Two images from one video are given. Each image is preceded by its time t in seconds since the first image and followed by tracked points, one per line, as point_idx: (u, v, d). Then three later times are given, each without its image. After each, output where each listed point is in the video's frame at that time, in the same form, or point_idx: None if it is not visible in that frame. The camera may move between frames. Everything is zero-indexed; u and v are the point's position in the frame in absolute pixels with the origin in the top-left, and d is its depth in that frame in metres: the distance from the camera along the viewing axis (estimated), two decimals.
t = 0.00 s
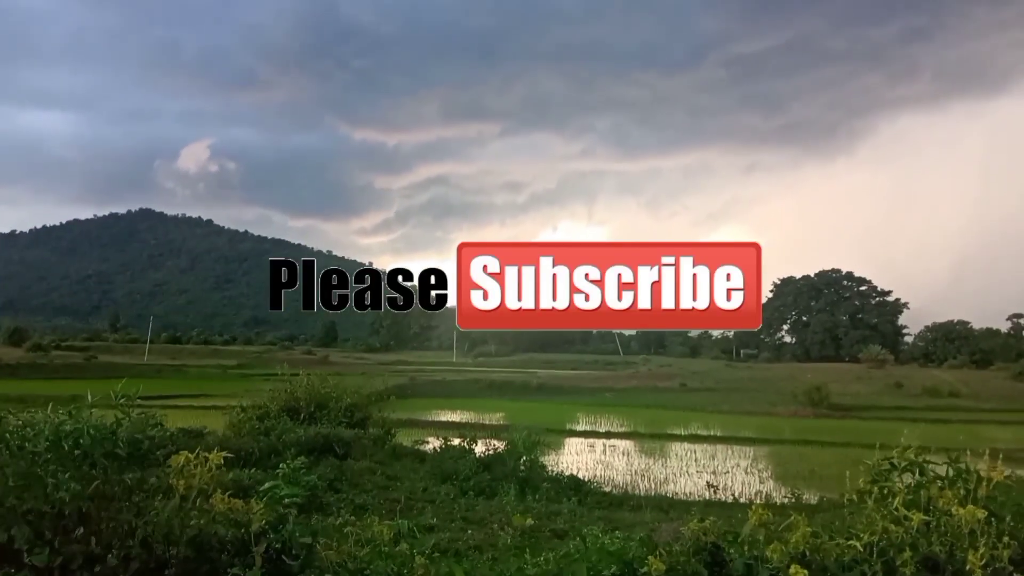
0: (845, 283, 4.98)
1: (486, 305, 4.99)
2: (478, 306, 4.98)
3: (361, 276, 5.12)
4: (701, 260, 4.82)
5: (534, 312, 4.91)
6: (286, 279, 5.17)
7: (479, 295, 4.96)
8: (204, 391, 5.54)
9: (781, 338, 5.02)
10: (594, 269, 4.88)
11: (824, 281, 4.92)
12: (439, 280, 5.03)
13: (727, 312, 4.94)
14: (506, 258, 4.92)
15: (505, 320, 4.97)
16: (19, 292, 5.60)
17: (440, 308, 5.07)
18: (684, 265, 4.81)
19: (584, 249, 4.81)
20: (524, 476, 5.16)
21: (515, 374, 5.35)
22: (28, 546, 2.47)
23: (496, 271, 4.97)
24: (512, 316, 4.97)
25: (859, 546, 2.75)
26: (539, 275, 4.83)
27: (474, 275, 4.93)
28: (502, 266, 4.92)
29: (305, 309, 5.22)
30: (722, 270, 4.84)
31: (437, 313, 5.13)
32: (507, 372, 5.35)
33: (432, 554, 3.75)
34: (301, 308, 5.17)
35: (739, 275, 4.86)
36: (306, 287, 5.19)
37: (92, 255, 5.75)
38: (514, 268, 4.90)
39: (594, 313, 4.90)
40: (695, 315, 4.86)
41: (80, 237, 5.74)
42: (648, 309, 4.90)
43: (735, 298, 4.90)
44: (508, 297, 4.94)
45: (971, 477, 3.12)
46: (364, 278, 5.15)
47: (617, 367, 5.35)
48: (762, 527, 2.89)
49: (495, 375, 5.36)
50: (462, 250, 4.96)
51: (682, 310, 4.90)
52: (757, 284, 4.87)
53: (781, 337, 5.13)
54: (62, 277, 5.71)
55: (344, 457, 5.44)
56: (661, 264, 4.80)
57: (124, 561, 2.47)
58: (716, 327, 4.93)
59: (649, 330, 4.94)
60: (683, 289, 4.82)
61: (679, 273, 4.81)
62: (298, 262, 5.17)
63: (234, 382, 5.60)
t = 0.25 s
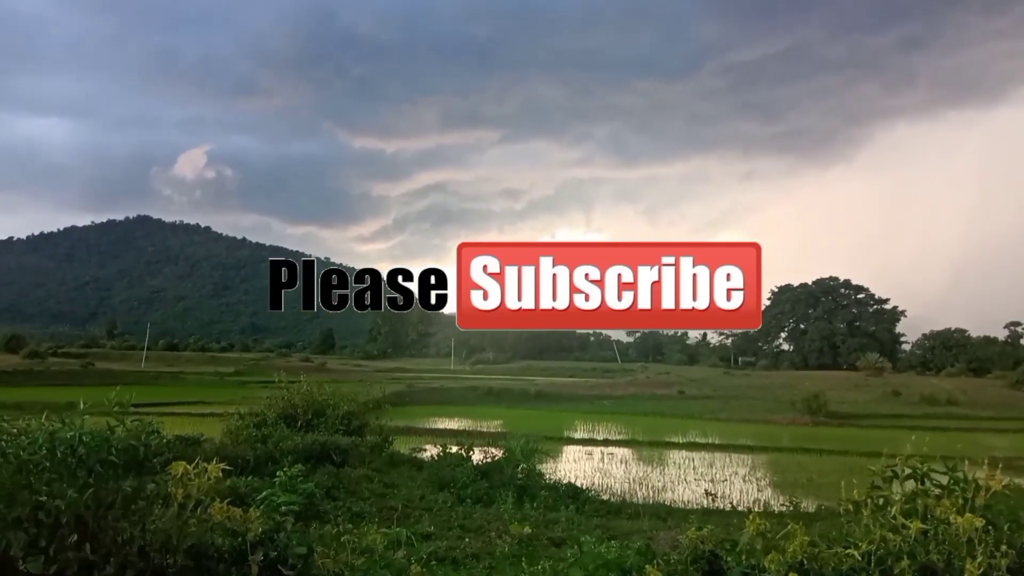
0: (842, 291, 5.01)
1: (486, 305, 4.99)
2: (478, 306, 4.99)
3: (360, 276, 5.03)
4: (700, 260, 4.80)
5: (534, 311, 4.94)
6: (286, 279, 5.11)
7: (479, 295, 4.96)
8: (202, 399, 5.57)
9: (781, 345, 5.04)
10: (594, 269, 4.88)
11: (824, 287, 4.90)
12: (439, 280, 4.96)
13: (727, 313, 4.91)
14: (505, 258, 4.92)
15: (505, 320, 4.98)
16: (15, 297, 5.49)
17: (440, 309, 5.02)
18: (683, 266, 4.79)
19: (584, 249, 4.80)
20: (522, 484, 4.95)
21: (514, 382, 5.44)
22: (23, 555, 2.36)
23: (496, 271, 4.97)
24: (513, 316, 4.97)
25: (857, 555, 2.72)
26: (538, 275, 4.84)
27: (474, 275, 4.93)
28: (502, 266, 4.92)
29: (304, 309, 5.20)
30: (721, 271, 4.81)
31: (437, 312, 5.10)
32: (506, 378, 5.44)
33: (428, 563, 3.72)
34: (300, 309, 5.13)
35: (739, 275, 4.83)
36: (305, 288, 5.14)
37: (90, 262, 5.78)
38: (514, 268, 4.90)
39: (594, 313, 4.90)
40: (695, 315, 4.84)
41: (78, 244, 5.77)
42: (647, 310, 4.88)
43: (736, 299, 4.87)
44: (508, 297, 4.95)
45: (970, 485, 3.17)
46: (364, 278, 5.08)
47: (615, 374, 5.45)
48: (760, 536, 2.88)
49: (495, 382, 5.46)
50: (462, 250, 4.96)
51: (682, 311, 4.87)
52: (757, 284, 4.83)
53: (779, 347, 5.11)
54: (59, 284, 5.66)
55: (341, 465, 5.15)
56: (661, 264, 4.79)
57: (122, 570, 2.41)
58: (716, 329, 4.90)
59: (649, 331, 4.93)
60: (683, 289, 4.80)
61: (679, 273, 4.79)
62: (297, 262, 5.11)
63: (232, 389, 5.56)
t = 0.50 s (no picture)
0: (840, 296, 5.05)
1: (486, 305, 5.04)
2: (478, 306, 5.02)
3: (360, 275, 5.10)
4: (701, 260, 4.91)
5: (534, 312, 4.98)
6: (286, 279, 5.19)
7: (480, 295, 5.02)
8: (199, 404, 5.50)
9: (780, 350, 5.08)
10: (594, 270, 4.98)
11: (821, 293, 4.98)
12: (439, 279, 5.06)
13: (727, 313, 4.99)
14: (507, 258, 5.01)
15: (506, 320, 5.03)
16: (11, 304, 5.51)
17: (439, 309, 5.11)
18: (684, 266, 4.90)
19: (584, 249, 4.92)
20: (521, 490, 5.01)
21: (512, 387, 5.37)
22: (20, 560, 2.52)
23: (496, 272, 5.05)
24: (513, 317, 5.02)
25: (855, 561, 2.73)
26: (539, 275, 4.93)
27: (474, 274, 5.03)
28: (502, 266, 5.01)
29: (304, 309, 5.23)
30: (721, 271, 4.93)
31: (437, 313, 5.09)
32: (505, 383, 5.36)
33: (427, 570, 3.72)
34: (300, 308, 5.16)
35: (739, 275, 4.94)
36: (306, 287, 5.20)
37: (87, 267, 5.69)
38: (514, 268, 4.99)
39: (594, 313, 4.96)
40: (695, 315, 4.93)
41: (75, 250, 5.68)
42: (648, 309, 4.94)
43: (736, 299, 4.96)
44: (508, 297, 5.01)
45: (964, 493, 3.20)
46: (365, 278, 5.12)
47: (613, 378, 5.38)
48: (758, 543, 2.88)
49: (493, 388, 5.37)
50: (462, 251, 5.06)
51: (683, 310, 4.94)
52: (757, 284, 4.93)
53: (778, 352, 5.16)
54: (58, 289, 5.64)
55: (340, 470, 5.32)
56: (661, 264, 4.89)
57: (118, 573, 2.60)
58: (717, 329, 4.97)
59: (650, 330, 5.00)
60: (683, 289, 4.90)
61: (679, 273, 4.90)
62: (298, 261, 5.20)
63: (231, 396, 5.55)
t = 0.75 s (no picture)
0: (838, 304, 5.16)
1: (486, 305, 5.17)
2: (478, 306, 5.15)
3: (361, 276, 5.23)
4: (701, 261, 5.07)
5: (534, 312, 5.10)
6: (286, 279, 5.33)
7: (480, 294, 5.15)
8: (198, 412, 5.46)
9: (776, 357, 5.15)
10: (594, 270, 5.13)
11: (818, 300, 5.13)
12: (438, 279, 5.19)
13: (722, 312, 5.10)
14: (508, 259, 5.14)
15: (505, 320, 5.15)
16: (7, 310, 5.48)
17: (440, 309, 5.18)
18: (683, 267, 5.06)
19: (585, 250, 5.08)
20: (518, 499, 5.12)
21: (509, 393, 5.34)
22: (21, 567, 2.51)
23: (496, 272, 5.17)
24: (513, 317, 5.14)
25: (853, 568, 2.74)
26: (539, 275, 5.09)
27: (474, 274, 5.14)
28: (502, 267, 5.14)
29: (305, 309, 5.37)
30: (721, 271, 5.08)
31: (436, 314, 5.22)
32: (503, 389, 5.35)
33: None
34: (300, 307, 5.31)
35: (739, 275, 5.09)
36: (305, 287, 5.36)
37: (85, 275, 5.68)
38: (514, 268, 5.13)
39: (594, 313, 5.08)
40: (695, 315, 5.05)
41: (73, 257, 5.66)
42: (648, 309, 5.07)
43: (734, 298, 5.09)
44: (508, 297, 5.14)
45: (961, 501, 3.18)
46: (364, 278, 5.27)
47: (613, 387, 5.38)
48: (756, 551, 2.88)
49: (490, 394, 5.34)
50: (462, 250, 5.16)
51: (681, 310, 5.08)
52: (756, 284, 5.09)
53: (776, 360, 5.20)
54: (55, 296, 5.62)
55: (337, 478, 5.39)
56: (661, 264, 5.05)
57: None
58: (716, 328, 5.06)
59: (647, 329, 5.10)
60: (682, 289, 5.05)
61: (678, 273, 5.06)
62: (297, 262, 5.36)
63: (228, 404, 5.50)
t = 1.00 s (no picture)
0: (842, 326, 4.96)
1: (486, 305, 5.06)
2: (478, 306, 5.05)
3: (360, 276, 5.03)
4: (700, 260, 4.98)
5: (534, 312, 4.99)
6: (285, 279, 5.11)
7: (480, 294, 5.05)
8: (188, 432, 5.46)
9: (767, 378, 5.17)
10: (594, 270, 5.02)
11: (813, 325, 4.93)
12: (439, 279, 5.19)
13: (726, 312, 4.99)
14: (507, 259, 5.04)
15: (505, 320, 5.05)
16: None
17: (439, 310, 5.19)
18: (683, 267, 4.96)
19: (584, 250, 4.98)
20: (512, 519, 4.86)
21: (501, 415, 5.42)
22: None
23: (496, 272, 5.09)
24: (513, 318, 5.03)
25: None
26: (539, 275, 4.97)
27: (474, 274, 5.06)
28: (502, 266, 5.05)
29: (305, 309, 5.21)
30: (720, 271, 4.99)
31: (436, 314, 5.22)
32: (496, 411, 5.43)
33: None
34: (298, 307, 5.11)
35: (739, 275, 5.00)
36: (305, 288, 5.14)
37: (76, 294, 5.67)
38: (514, 268, 5.03)
39: (594, 313, 4.97)
40: (695, 315, 4.96)
41: (64, 276, 5.66)
42: (648, 310, 4.97)
43: (735, 299, 4.99)
44: (508, 297, 5.03)
45: (958, 521, 3.15)
46: (364, 279, 5.06)
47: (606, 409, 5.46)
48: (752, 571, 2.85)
49: (484, 416, 5.43)
50: (462, 250, 5.09)
51: (682, 311, 4.97)
52: (757, 284, 4.98)
53: (768, 381, 5.19)
54: (46, 315, 5.59)
55: (328, 500, 4.99)
56: (661, 264, 4.95)
57: None
58: (717, 329, 4.99)
59: (648, 330, 5.01)
60: (683, 289, 4.94)
61: (679, 273, 4.96)
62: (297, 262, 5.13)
63: (219, 423, 5.49)
